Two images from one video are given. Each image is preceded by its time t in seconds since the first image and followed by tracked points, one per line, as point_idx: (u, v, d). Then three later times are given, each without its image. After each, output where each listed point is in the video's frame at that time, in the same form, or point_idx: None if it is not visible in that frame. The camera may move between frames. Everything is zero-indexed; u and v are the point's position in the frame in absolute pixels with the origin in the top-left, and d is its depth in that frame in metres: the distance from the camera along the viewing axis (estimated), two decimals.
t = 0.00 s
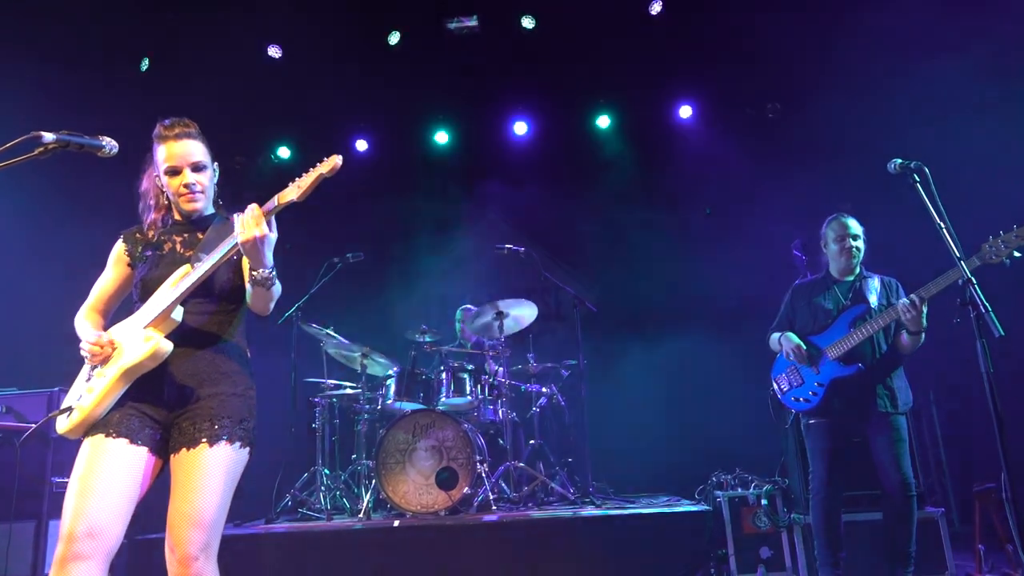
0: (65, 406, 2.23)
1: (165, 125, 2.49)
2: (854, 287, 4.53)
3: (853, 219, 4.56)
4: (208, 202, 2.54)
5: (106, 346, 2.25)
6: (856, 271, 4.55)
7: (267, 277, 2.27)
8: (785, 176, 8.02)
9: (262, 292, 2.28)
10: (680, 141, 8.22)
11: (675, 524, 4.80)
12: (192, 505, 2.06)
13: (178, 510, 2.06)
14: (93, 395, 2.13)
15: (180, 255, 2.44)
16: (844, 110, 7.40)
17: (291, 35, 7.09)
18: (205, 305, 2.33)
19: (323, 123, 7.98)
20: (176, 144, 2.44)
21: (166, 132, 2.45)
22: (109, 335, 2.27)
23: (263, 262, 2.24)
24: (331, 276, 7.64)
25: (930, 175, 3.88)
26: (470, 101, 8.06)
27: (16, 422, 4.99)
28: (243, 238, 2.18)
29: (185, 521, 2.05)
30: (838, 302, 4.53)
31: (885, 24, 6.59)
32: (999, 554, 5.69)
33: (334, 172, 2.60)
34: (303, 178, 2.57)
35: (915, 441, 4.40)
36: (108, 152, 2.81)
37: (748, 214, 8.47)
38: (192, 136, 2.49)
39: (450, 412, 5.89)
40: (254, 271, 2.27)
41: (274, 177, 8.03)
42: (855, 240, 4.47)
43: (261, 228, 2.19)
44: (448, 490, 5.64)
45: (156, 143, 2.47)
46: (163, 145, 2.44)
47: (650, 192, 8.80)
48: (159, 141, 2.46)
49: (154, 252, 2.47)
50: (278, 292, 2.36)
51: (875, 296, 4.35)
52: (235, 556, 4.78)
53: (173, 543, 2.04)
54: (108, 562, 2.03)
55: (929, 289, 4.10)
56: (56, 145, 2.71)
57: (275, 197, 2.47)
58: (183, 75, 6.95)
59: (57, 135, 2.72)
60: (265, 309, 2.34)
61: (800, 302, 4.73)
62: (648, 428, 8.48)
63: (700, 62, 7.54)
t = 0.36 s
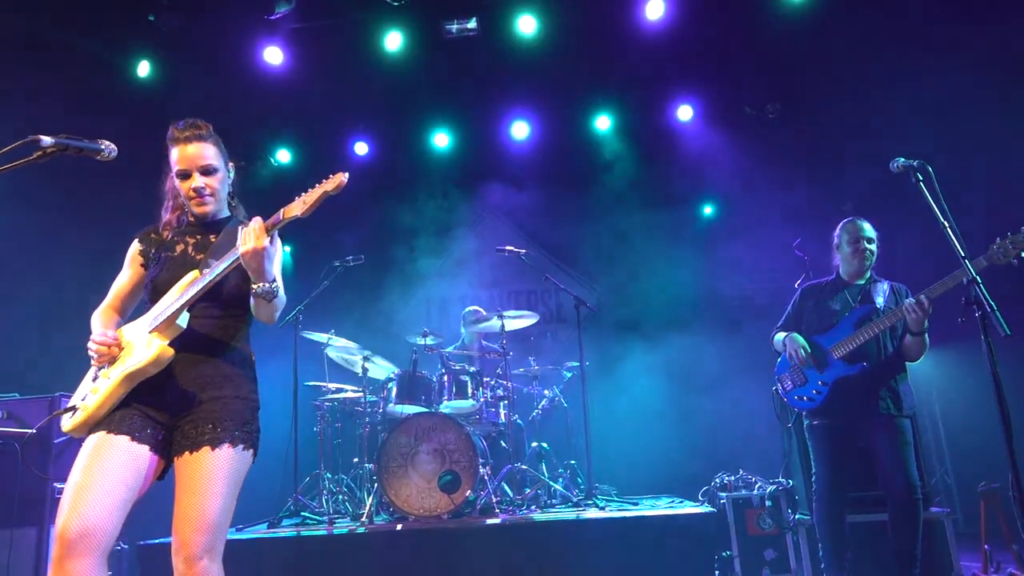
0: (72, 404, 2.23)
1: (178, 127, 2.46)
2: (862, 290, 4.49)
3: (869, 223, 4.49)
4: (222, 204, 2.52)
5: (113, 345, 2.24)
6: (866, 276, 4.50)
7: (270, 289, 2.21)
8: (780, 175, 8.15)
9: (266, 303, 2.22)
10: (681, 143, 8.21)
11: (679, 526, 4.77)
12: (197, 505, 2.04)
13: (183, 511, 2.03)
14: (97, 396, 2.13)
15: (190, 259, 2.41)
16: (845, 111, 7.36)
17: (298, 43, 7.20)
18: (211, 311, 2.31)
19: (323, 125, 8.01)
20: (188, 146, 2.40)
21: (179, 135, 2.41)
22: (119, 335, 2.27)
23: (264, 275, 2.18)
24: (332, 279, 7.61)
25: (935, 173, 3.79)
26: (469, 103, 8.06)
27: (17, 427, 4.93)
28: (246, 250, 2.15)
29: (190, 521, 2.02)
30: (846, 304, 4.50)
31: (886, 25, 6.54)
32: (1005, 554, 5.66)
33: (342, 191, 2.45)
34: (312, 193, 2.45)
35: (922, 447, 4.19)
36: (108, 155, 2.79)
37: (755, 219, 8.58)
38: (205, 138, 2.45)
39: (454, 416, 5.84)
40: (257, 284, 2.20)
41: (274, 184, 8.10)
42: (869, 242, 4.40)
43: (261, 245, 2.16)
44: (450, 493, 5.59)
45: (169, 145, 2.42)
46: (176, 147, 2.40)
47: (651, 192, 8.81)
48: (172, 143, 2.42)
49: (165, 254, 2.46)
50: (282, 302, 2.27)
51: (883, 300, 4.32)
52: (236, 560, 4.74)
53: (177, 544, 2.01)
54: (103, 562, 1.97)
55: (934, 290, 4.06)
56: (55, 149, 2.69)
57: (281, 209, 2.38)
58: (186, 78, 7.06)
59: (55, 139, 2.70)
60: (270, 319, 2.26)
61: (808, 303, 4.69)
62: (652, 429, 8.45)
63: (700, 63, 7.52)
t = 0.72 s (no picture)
0: (70, 408, 2.23)
1: (179, 128, 2.41)
2: (866, 298, 4.49)
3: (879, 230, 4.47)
4: (223, 206, 2.49)
5: (105, 348, 2.26)
6: (871, 283, 4.50)
7: (255, 305, 2.15)
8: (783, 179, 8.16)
9: (253, 319, 2.18)
10: (684, 148, 8.19)
11: (681, 530, 4.75)
12: (190, 508, 2.02)
13: (175, 515, 2.02)
14: (97, 401, 2.13)
15: (189, 261, 2.41)
16: (849, 116, 7.34)
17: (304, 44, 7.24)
18: (209, 314, 2.29)
19: (327, 128, 8.02)
20: (190, 148, 2.37)
21: (180, 136, 2.38)
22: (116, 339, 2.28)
23: (249, 294, 2.10)
24: (335, 281, 7.59)
25: (941, 179, 3.77)
26: (472, 106, 8.07)
27: (19, 428, 4.94)
28: (228, 270, 2.05)
29: (183, 525, 2.01)
30: (848, 310, 4.50)
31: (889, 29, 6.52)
32: (1009, 561, 5.63)
33: (339, 199, 2.41)
34: (308, 201, 2.41)
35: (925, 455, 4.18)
36: (110, 156, 2.77)
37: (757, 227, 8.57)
38: (206, 141, 2.40)
39: (455, 419, 5.82)
40: (241, 301, 2.14)
41: (279, 186, 8.07)
42: (878, 249, 4.39)
43: (243, 264, 2.04)
44: (452, 496, 5.57)
45: (170, 146, 2.39)
46: (177, 148, 2.37)
47: (655, 197, 8.79)
48: (173, 144, 2.39)
49: (164, 255, 2.45)
50: (270, 314, 2.23)
51: (886, 305, 4.34)
52: (236, 563, 4.72)
53: (169, 548, 1.99)
54: None
55: (936, 295, 4.07)
56: (57, 150, 2.69)
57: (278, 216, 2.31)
58: (189, 80, 7.10)
59: (59, 139, 2.70)
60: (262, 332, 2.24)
61: (812, 309, 4.68)
62: (654, 434, 8.42)
63: (703, 67, 7.53)
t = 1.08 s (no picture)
0: (71, 407, 2.23)
1: (179, 122, 2.41)
2: (874, 304, 4.43)
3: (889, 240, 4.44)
4: (219, 203, 2.47)
5: (101, 350, 2.26)
6: (880, 291, 4.45)
7: (236, 311, 2.10)
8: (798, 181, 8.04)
9: (240, 324, 2.14)
10: (692, 150, 8.14)
11: (684, 534, 4.72)
12: (189, 506, 2.01)
13: (175, 511, 2.01)
14: (94, 401, 2.12)
15: (185, 257, 2.39)
16: (859, 120, 7.30)
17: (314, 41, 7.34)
18: (205, 311, 2.27)
19: (334, 127, 7.98)
20: (188, 145, 2.34)
21: (178, 132, 2.36)
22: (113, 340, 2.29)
23: (229, 298, 2.07)
24: (340, 278, 7.58)
25: (952, 181, 3.73)
26: (478, 106, 8.05)
27: (23, 421, 4.94)
28: (207, 275, 2.03)
29: (182, 523, 2.00)
30: (854, 315, 4.47)
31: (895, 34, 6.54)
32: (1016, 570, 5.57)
33: (326, 191, 2.37)
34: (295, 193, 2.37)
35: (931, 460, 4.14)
36: (116, 148, 2.76)
37: (762, 228, 8.45)
38: (203, 137, 2.38)
39: (459, 419, 5.78)
40: (224, 307, 2.10)
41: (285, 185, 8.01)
42: (886, 257, 4.36)
43: (221, 270, 2.02)
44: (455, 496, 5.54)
45: (168, 142, 2.37)
46: (175, 145, 2.34)
47: (662, 199, 8.72)
48: (169, 141, 2.37)
49: (161, 252, 2.44)
50: (259, 317, 2.19)
51: (892, 311, 4.27)
52: (239, 559, 4.72)
53: (169, 545, 1.98)
54: None
55: (941, 298, 4.05)
56: (62, 141, 2.67)
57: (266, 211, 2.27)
58: (197, 76, 7.12)
59: (65, 131, 2.68)
60: (253, 334, 2.21)
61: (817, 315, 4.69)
62: (658, 435, 8.39)
63: (710, 68, 7.50)
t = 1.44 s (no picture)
0: (81, 405, 2.23)
1: (182, 120, 2.41)
2: (884, 301, 4.39)
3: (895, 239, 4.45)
4: (221, 200, 2.45)
5: (110, 347, 2.24)
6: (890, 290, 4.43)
7: (265, 287, 2.12)
8: (806, 180, 7.95)
9: (264, 300, 2.15)
10: (699, 148, 8.13)
11: (694, 534, 4.68)
12: (196, 505, 2.00)
13: (181, 509, 2.00)
14: (102, 398, 2.12)
15: (190, 254, 2.39)
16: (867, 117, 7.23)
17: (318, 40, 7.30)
18: (210, 306, 2.27)
19: (340, 128, 7.98)
20: (188, 143, 2.34)
21: (178, 131, 2.35)
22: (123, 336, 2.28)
23: (259, 272, 2.08)
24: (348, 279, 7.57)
25: (964, 178, 3.69)
26: (485, 105, 8.05)
27: (33, 423, 4.95)
28: (239, 245, 2.03)
29: (189, 520, 1.99)
30: (864, 312, 4.43)
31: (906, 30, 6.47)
32: None
33: (330, 188, 2.36)
34: (299, 189, 2.37)
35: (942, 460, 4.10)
36: (122, 149, 2.76)
37: (771, 227, 8.36)
38: (202, 135, 2.36)
39: (466, 419, 5.76)
40: (252, 281, 2.11)
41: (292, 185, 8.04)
42: (892, 254, 4.37)
43: (251, 241, 2.03)
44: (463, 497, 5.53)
45: (170, 141, 2.36)
46: (176, 143, 2.34)
47: (671, 199, 8.63)
48: (172, 139, 2.36)
49: (168, 249, 2.44)
50: (280, 297, 2.21)
51: (902, 308, 4.20)
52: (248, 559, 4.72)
53: (177, 544, 1.97)
54: None
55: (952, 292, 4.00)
56: (69, 142, 2.67)
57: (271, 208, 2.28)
58: (204, 77, 7.13)
59: (71, 131, 2.68)
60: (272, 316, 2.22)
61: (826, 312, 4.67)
62: (667, 435, 8.35)
63: (718, 66, 7.47)
